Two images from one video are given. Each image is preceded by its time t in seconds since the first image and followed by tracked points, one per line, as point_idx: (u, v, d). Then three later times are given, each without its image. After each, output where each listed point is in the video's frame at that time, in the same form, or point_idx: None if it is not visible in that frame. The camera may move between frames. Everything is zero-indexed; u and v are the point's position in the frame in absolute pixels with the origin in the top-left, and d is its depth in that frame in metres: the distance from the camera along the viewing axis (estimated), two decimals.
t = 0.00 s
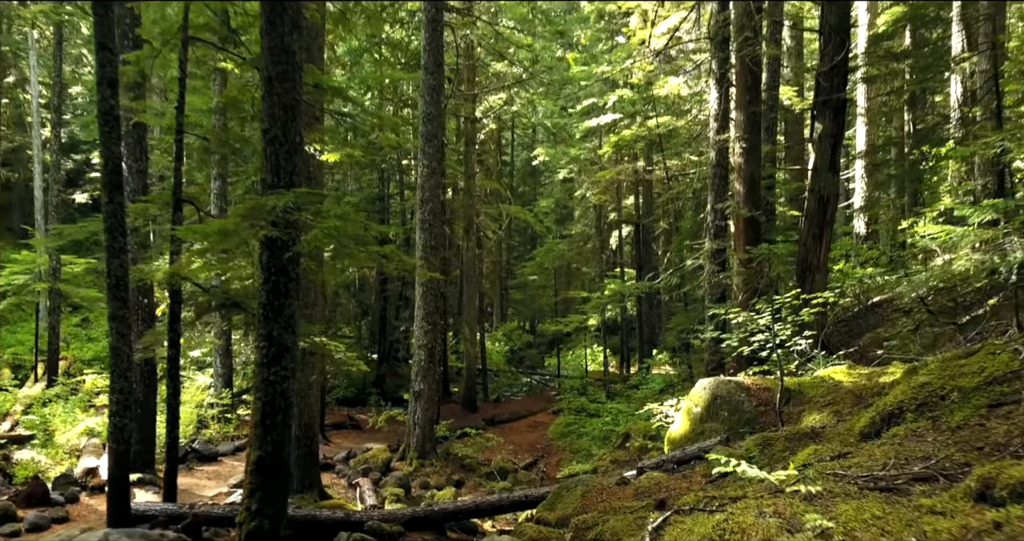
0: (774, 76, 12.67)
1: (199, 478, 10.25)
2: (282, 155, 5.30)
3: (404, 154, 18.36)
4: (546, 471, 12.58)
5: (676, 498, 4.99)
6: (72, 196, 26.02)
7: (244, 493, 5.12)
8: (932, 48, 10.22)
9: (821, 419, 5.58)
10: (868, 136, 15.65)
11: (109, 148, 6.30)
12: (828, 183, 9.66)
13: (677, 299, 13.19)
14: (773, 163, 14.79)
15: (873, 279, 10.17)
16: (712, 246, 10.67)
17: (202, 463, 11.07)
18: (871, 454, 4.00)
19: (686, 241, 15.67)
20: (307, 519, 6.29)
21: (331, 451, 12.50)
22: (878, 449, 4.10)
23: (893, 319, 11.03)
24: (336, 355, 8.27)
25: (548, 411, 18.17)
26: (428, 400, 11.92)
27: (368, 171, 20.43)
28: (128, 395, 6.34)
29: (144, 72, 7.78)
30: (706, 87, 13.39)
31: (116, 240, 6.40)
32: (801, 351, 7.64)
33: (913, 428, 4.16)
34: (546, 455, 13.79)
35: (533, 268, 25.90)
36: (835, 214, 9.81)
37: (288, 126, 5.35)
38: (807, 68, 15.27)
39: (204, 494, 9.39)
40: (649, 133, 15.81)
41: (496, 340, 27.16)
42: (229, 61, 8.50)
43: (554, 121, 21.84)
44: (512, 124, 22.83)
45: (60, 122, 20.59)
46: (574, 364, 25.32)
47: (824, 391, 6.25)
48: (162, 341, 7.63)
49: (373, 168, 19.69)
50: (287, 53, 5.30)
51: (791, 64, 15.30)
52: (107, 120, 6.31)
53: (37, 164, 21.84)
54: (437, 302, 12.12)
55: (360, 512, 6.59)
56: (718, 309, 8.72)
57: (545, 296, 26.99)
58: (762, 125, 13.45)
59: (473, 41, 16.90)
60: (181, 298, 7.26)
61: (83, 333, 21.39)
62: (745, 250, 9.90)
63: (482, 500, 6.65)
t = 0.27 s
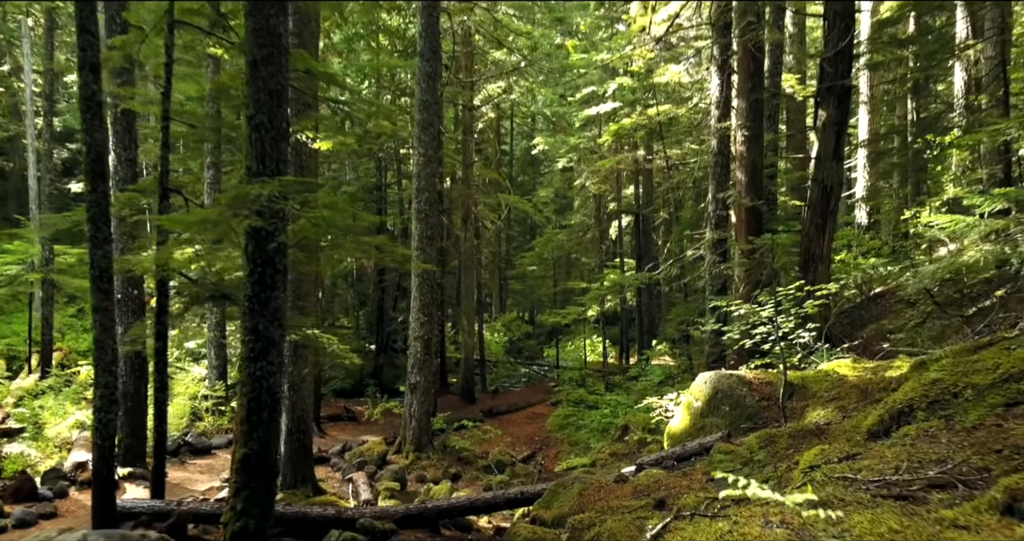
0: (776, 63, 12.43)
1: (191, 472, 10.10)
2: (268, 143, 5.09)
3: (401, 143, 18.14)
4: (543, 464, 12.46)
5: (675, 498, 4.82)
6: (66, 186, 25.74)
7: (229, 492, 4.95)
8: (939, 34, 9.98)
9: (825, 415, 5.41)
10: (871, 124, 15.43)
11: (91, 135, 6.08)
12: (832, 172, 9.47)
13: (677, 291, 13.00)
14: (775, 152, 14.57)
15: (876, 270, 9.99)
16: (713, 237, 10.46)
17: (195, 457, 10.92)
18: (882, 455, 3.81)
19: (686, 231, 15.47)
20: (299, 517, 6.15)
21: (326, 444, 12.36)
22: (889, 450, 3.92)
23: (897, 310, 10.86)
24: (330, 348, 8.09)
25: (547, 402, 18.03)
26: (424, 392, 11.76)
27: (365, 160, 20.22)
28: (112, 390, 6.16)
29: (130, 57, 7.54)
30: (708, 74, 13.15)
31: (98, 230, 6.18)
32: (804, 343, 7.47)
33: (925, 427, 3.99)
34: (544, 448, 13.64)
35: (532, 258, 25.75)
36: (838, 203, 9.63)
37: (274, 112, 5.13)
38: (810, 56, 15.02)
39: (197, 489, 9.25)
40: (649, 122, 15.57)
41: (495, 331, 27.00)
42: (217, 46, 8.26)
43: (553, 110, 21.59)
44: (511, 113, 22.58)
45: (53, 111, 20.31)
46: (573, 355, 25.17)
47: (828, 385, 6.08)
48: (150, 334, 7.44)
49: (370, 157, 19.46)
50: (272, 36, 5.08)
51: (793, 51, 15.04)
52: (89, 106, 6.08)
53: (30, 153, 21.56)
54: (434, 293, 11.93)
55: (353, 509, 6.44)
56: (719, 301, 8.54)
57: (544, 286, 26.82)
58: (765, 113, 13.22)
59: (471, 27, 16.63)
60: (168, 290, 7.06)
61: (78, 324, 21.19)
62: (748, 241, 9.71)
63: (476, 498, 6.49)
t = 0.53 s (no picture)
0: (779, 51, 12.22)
1: (184, 467, 9.98)
2: (255, 131, 4.92)
3: (399, 134, 17.94)
4: (541, 458, 12.34)
5: (676, 498, 4.67)
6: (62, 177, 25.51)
7: (215, 491, 4.80)
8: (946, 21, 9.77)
9: (829, 412, 5.27)
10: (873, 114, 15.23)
11: (75, 124, 5.88)
12: (836, 162, 9.29)
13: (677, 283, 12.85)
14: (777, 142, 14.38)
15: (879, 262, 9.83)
16: (714, 228, 10.29)
17: (189, 451, 10.79)
18: (893, 456, 3.66)
19: (687, 222, 15.29)
20: (291, 515, 6.10)
21: (322, 437, 12.24)
22: (899, 450, 3.76)
23: (900, 303, 10.70)
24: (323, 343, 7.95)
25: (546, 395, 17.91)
26: (421, 385, 11.62)
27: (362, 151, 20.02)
28: (98, 385, 6.00)
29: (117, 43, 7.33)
30: (709, 63, 12.94)
31: (83, 221, 5.99)
32: (806, 337, 7.33)
33: (936, 428, 3.84)
34: (543, 441, 13.52)
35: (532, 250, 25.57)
36: (841, 194, 9.47)
37: (260, 99, 4.95)
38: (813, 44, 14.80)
39: (190, 484, 9.14)
40: (649, 112, 15.37)
41: (494, 322, 26.87)
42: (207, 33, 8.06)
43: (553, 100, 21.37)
44: (510, 103, 22.36)
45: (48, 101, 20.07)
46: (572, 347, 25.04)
47: (832, 381, 5.94)
48: (139, 328, 7.27)
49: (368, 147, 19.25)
50: (259, 20, 4.89)
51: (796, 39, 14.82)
52: (72, 93, 5.87)
53: (25, 144, 21.32)
54: (431, 285, 11.76)
55: (346, 507, 6.33)
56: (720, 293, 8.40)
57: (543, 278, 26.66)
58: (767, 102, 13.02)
59: (469, 16, 16.40)
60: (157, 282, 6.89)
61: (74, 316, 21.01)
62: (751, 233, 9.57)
63: (470, 496, 6.38)
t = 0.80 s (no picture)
0: (781, 40, 12.03)
1: (177, 462, 9.86)
2: (240, 119, 4.74)
3: (396, 125, 17.74)
4: (540, 453, 12.21)
5: (676, 499, 4.52)
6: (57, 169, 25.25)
7: (202, 491, 4.66)
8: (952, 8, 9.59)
9: (833, 410, 5.13)
10: (876, 104, 15.05)
11: (58, 112, 5.70)
12: (839, 152, 9.12)
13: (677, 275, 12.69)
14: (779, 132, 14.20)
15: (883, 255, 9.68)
16: (715, 220, 10.12)
17: (183, 446, 10.66)
18: (904, 458, 3.53)
19: (687, 213, 15.13)
20: (282, 513, 5.96)
21: (318, 431, 12.11)
22: (911, 452, 3.63)
23: (904, 296, 10.54)
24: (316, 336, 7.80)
25: (545, 387, 17.81)
26: (418, 379, 11.48)
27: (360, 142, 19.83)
28: (84, 381, 5.85)
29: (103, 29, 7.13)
30: (710, 52, 12.73)
31: (67, 213, 5.81)
32: (809, 332, 7.18)
33: (948, 429, 3.70)
34: (541, 435, 13.42)
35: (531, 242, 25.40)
36: (845, 185, 9.31)
37: (246, 86, 4.77)
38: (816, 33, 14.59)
39: (182, 480, 9.01)
40: (649, 102, 15.18)
41: (493, 314, 26.76)
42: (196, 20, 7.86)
43: (552, 90, 21.17)
44: (509, 93, 22.16)
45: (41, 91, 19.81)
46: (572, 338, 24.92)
47: (836, 377, 5.79)
48: (128, 322, 7.11)
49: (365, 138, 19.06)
50: (245, 4, 4.71)
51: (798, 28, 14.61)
52: (54, 81, 5.68)
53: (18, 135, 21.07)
54: (427, 278, 11.60)
55: (338, 505, 6.21)
56: (721, 286, 8.25)
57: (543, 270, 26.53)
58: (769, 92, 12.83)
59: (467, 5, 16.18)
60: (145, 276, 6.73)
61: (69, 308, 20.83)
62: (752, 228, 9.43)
63: (466, 494, 6.24)
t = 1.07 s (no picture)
0: (784, 26, 11.79)
1: (169, 457, 9.71)
2: (222, 105, 4.54)
3: (394, 114, 17.51)
4: (538, 446, 12.07)
5: (676, 501, 4.35)
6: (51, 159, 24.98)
7: (183, 492, 4.49)
8: None
9: (838, 407, 4.96)
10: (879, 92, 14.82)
11: (36, 98, 5.48)
12: (842, 141, 8.92)
13: (678, 267, 12.52)
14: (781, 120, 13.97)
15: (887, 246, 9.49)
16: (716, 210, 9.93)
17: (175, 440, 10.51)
18: (918, 463, 3.35)
19: (688, 203, 14.93)
20: (271, 512, 5.80)
21: (313, 425, 11.96)
22: (925, 456, 3.45)
23: (907, 287, 10.36)
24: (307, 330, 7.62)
25: (543, 379, 17.66)
26: (414, 372, 11.31)
27: (357, 131, 19.60)
28: (66, 377, 5.67)
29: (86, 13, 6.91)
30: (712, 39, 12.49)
31: (47, 203, 5.61)
32: (813, 325, 7.00)
33: (964, 432, 3.53)
34: (540, 427, 13.27)
35: (530, 232, 25.20)
36: (849, 175, 9.11)
37: (228, 71, 4.57)
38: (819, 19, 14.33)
39: (174, 475, 8.87)
40: (650, 90, 14.94)
41: (492, 305, 26.59)
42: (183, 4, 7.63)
43: (551, 79, 20.91)
44: (508, 81, 21.90)
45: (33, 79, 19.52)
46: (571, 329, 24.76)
47: (841, 373, 5.62)
48: (114, 315, 6.92)
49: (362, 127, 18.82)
50: None
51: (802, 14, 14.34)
52: (32, 66, 5.47)
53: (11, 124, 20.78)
54: (424, 269, 11.41)
55: (329, 504, 6.05)
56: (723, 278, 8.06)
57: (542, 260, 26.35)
58: (772, 80, 12.60)
59: None
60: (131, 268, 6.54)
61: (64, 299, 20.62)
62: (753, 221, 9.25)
63: (460, 492, 6.08)
